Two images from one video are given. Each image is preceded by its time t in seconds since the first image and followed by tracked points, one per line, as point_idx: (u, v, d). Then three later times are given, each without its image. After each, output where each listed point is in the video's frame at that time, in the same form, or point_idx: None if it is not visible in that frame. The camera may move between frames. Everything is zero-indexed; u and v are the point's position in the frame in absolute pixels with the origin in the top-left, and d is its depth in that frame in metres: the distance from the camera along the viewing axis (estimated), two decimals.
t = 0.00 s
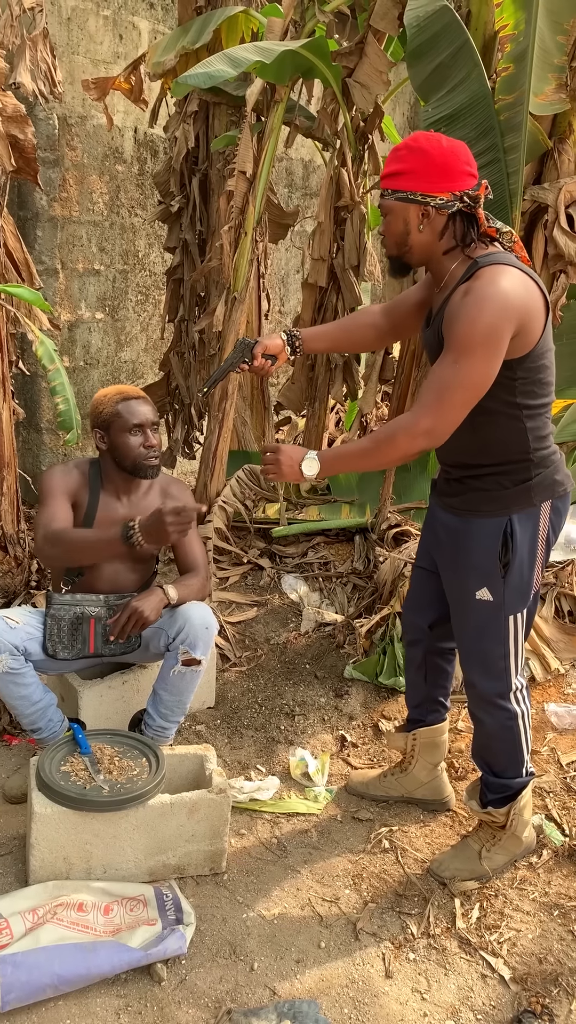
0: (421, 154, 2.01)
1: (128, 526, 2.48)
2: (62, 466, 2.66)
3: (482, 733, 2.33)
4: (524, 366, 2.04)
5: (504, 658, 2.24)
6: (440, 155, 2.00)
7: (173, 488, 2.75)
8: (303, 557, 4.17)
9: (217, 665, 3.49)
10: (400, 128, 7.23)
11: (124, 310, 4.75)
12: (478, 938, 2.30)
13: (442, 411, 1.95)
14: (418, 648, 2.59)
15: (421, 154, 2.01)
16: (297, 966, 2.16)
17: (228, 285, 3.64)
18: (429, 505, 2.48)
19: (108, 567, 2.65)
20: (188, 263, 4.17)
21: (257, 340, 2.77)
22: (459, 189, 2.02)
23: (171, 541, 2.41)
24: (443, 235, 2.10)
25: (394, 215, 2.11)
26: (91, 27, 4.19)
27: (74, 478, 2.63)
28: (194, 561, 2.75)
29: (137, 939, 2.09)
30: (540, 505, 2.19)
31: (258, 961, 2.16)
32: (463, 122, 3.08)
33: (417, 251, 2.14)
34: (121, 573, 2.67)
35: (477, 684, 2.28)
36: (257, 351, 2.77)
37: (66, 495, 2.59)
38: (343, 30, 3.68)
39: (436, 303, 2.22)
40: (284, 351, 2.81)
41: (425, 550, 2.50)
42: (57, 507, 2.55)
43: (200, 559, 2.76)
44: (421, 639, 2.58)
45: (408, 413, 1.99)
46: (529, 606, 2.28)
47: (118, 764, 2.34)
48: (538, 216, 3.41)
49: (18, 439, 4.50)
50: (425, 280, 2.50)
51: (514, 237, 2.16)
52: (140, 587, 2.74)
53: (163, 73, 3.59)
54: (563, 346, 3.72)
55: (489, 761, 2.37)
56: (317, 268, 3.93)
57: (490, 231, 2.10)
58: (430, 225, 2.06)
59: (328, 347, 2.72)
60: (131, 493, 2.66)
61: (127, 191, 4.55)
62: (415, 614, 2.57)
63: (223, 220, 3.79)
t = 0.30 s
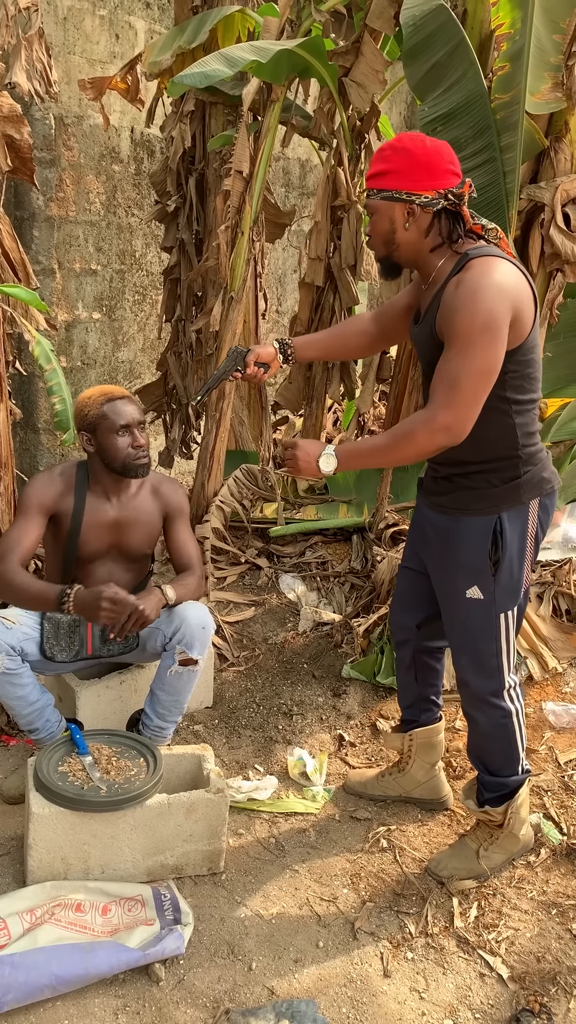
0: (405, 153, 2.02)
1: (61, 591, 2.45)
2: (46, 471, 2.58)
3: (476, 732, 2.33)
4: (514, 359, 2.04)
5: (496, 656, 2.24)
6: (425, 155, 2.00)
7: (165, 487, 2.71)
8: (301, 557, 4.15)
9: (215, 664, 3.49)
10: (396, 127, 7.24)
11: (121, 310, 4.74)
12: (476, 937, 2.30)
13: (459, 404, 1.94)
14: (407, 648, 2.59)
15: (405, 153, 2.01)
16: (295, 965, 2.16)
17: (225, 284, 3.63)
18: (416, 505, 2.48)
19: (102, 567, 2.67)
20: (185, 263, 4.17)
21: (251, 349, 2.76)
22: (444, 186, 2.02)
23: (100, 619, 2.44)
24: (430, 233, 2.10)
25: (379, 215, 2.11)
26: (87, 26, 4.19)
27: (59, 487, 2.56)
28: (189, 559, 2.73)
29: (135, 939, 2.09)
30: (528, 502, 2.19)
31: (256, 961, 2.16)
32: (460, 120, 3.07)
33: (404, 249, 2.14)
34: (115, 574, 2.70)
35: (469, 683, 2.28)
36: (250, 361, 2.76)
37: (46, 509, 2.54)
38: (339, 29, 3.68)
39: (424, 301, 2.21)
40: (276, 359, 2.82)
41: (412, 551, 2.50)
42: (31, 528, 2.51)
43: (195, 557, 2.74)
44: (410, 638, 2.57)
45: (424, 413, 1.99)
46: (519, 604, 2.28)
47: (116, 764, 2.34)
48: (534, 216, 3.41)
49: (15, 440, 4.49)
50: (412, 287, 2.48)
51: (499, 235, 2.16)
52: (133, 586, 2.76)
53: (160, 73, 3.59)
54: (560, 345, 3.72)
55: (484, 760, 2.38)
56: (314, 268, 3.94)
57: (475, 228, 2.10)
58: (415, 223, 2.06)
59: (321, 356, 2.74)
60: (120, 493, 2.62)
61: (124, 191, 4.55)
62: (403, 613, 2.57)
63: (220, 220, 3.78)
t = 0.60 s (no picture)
0: (393, 152, 2.02)
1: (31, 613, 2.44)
2: (33, 475, 2.59)
3: (472, 728, 2.33)
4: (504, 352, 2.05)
5: (491, 651, 2.24)
6: (413, 153, 2.01)
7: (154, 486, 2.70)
8: (299, 557, 4.11)
9: (214, 664, 3.49)
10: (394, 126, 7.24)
11: (119, 310, 4.74)
12: (475, 936, 2.30)
13: (473, 396, 1.94)
14: (403, 647, 2.59)
15: (394, 152, 2.02)
16: (294, 965, 2.16)
17: (223, 284, 3.65)
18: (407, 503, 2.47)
19: (95, 568, 2.66)
20: (183, 262, 4.16)
21: (245, 357, 2.76)
22: (434, 183, 2.03)
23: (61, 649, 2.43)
24: (420, 230, 2.11)
25: (369, 214, 2.11)
26: (85, 26, 4.19)
27: (44, 491, 2.56)
28: (184, 556, 2.74)
29: (134, 938, 2.09)
30: (520, 497, 2.19)
31: (255, 961, 2.15)
32: (459, 119, 3.06)
33: (396, 246, 2.14)
34: (110, 573, 2.69)
35: (465, 678, 2.28)
36: (245, 367, 2.77)
37: (33, 512, 2.54)
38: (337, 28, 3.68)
39: (416, 298, 2.21)
40: (271, 366, 2.81)
41: (406, 549, 2.50)
42: (16, 534, 2.52)
43: (189, 554, 2.75)
44: (405, 637, 2.57)
45: (439, 408, 1.98)
46: (513, 599, 2.28)
47: (114, 764, 2.34)
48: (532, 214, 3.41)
49: (14, 439, 4.49)
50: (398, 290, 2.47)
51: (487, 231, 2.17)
52: (128, 586, 2.75)
53: (157, 72, 3.59)
54: (558, 344, 3.72)
55: (480, 756, 2.37)
56: (313, 266, 3.92)
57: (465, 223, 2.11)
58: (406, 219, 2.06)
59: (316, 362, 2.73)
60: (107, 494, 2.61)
61: (122, 190, 4.55)
62: (398, 612, 2.57)
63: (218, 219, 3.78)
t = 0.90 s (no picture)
0: (387, 153, 2.02)
1: (30, 613, 2.44)
2: (26, 475, 2.59)
3: (463, 726, 2.33)
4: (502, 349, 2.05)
5: (483, 649, 2.24)
6: (406, 154, 2.01)
7: (150, 483, 2.70)
8: (298, 556, 4.10)
9: (213, 664, 3.49)
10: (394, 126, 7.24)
11: (119, 310, 4.75)
12: (474, 936, 2.30)
13: (481, 393, 1.93)
14: (402, 648, 2.59)
15: (388, 152, 2.02)
16: (294, 965, 2.16)
17: (223, 284, 3.65)
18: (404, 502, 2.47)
19: (91, 567, 2.66)
20: (183, 262, 4.16)
21: (239, 361, 2.72)
22: (427, 183, 2.03)
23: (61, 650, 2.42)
24: (416, 230, 2.10)
25: (365, 215, 2.11)
26: (84, 26, 4.19)
27: (38, 491, 2.56)
28: (180, 556, 2.73)
29: (133, 938, 2.09)
30: (518, 495, 2.20)
31: (254, 961, 2.15)
32: (458, 118, 3.06)
33: (394, 248, 2.14)
34: (107, 572, 2.69)
35: (456, 677, 2.28)
36: (239, 372, 2.72)
37: (28, 513, 2.54)
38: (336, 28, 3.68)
39: (413, 299, 2.20)
40: (265, 371, 2.78)
41: (402, 549, 2.49)
42: (12, 535, 2.52)
43: (186, 553, 2.74)
44: (405, 636, 2.58)
45: (447, 405, 1.98)
46: (506, 597, 2.29)
47: (114, 764, 2.34)
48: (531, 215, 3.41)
49: (13, 440, 4.49)
50: (390, 295, 2.46)
51: (482, 229, 2.17)
52: (126, 586, 2.75)
53: (157, 72, 3.59)
54: (557, 344, 3.72)
55: (473, 753, 2.37)
56: (312, 267, 3.92)
57: (460, 222, 2.10)
58: (402, 220, 2.06)
59: (312, 365, 2.72)
60: (102, 494, 2.61)
61: (121, 190, 4.55)
62: (397, 612, 2.57)
63: (217, 219, 3.79)
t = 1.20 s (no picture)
0: (396, 153, 2.01)
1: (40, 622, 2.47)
2: (27, 475, 2.58)
3: (462, 728, 2.33)
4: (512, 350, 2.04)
5: (484, 651, 2.25)
6: (415, 153, 1.99)
7: (151, 481, 2.70)
8: (301, 557, 4.10)
9: (215, 664, 3.49)
10: (396, 127, 7.25)
11: (121, 311, 4.75)
12: (476, 937, 2.30)
13: (502, 394, 1.92)
14: (405, 651, 2.58)
15: (397, 152, 2.00)
16: (296, 966, 2.16)
17: (225, 284, 3.67)
18: (408, 504, 2.47)
19: (93, 566, 2.66)
20: (185, 263, 4.16)
21: (245, 365, 2.70)
22: (438, 183, 2.01)
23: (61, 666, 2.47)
24: (427, 230, 2.09)
25: (377, 216, 2.08)
26: (87, 27, 4.19)
27: (39, 490, 2.56)
28: (181, 555, 2.73)
29: (135, 939, 2.09)
30: (525, 498, 2.19)
31: (256, 961, 2.16)
32: (460, 118, 3.06)
33: (403, 250, 2.12)
34: (109, 571, 2.69)
35: (457, 679, 2.28)
36: (245, 376, 2.70)
37: (29, 512, 2.54)
38: (339, 29, 3.68)
39: (424, 298, 2.18)
40: (270, 374, 2.74)
41: (404, 550, 2.48)
42: (14, 535, 2.52)
43: (187, 552, 2.74)
44: (408, 639, 2.56)
45: (469, 408, 1.96)
46: (509, 601, 2.30)
47: (116, 764, 2.34)
48: (533, 215, 3.41)
49: (16, 440, 4.49)
50: (399, 295, 2.44)
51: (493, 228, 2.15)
52: (128, 585, 2.76)
53: (159, 74, 3.59)
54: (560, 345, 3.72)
55: (468, 753, 2.37)
56: (314, 268, 3.93)
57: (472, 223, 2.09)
58: (413, 222, 2.05)
59: (319, 367, 2.68)
60: (103, 493, 2.61)
61: (124, 191, 4.55)
62: (400, 614, 2.55)
63: (219, 221, 3.79)
